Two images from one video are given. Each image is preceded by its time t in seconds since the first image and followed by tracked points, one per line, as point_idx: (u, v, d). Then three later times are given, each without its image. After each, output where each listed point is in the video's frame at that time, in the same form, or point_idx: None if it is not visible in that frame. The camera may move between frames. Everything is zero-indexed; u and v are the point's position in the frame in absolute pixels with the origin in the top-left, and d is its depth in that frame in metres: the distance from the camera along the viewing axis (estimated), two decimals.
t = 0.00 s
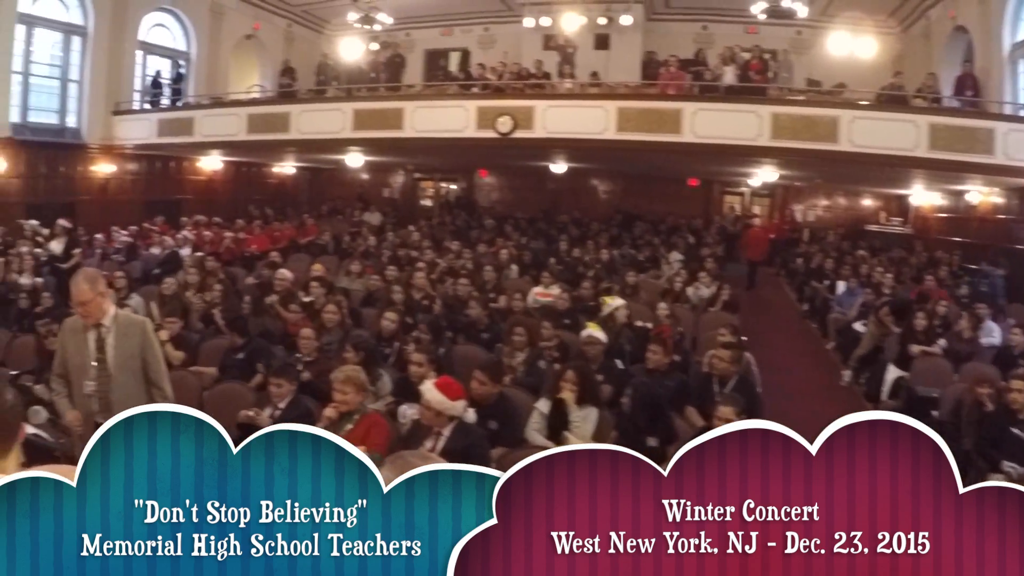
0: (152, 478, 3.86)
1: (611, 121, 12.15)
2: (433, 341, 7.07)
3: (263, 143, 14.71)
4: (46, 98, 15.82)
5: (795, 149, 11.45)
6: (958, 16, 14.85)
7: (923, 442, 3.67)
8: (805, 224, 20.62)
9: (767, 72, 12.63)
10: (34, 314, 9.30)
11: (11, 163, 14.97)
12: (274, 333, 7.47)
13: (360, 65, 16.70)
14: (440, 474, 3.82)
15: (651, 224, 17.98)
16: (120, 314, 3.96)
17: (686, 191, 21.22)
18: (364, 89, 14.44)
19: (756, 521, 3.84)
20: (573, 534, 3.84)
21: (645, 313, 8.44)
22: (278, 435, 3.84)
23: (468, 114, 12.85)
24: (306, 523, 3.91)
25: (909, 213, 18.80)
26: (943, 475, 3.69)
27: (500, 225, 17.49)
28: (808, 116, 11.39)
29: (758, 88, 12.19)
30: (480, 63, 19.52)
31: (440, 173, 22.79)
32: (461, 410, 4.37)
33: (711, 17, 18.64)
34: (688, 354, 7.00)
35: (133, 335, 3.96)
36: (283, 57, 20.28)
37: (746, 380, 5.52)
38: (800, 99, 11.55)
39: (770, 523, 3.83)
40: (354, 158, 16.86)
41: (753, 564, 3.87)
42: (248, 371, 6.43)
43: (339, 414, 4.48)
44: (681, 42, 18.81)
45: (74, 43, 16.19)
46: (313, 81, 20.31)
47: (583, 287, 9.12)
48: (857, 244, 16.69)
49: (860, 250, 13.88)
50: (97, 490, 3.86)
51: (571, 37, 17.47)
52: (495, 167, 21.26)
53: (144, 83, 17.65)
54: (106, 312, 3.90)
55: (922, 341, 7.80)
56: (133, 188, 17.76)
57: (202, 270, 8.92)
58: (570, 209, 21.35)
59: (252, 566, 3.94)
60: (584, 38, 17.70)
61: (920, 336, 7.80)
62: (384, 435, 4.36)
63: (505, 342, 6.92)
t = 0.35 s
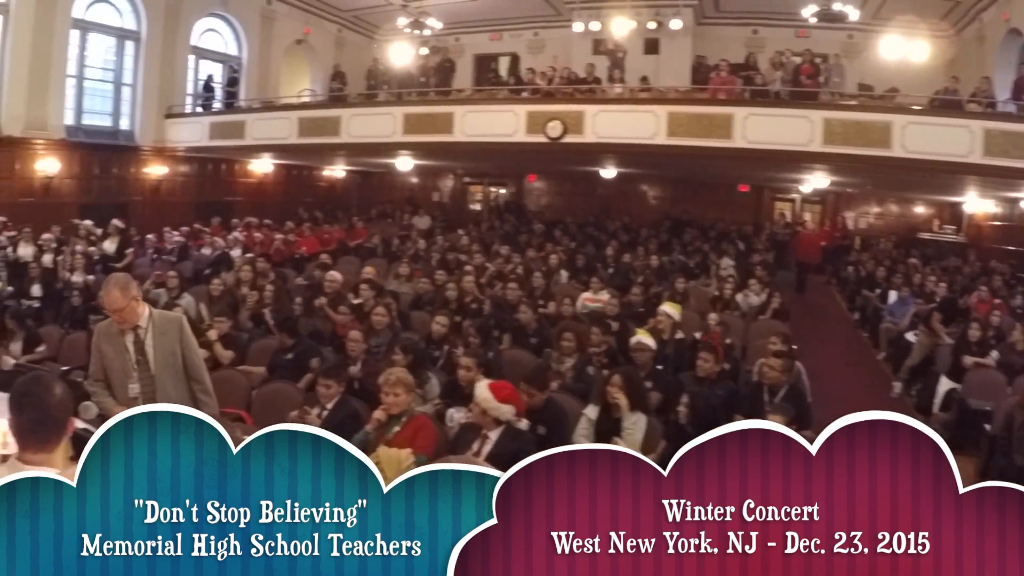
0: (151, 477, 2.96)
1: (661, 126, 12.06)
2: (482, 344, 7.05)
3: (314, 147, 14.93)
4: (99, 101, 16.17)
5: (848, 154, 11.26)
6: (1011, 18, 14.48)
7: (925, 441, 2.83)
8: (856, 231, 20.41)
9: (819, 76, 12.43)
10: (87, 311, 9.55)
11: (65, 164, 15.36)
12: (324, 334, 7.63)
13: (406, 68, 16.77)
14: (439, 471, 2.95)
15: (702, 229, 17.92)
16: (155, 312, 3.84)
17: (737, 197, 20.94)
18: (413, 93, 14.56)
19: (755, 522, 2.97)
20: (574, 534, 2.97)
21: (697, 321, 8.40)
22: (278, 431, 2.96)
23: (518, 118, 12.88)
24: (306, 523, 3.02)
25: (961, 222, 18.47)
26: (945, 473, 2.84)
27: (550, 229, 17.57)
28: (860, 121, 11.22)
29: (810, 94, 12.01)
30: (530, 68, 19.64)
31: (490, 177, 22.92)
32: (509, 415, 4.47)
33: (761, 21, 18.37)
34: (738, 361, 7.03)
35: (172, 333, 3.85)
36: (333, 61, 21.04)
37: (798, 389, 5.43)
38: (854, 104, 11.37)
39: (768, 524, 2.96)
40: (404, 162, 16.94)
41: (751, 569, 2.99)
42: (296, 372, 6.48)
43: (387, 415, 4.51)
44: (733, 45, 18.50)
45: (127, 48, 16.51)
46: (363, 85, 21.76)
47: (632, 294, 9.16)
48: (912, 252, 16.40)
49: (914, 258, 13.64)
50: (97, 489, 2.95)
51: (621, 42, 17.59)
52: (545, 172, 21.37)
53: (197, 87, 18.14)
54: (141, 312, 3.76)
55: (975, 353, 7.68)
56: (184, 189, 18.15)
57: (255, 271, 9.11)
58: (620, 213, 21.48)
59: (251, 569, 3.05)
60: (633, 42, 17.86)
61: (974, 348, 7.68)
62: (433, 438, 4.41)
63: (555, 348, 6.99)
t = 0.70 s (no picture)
0: (151, 477, 2.16)
1: (696, 126, 11.98)
2: (513, 344, 7.00)
3: (347, 147, 15.06)
4: (134, 102, 16.42)
5: (884, 155, 11.11)
6: None
7: (924, 440, 2.06)
8: (891, 233, 20.11)
9: (852, 75, 12.35)
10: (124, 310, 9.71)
11: (101, 164, 15.66)
12: (357, 334, 7.66)
13: (442, 69, 16.87)
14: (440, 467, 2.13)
15: (737, 230, 17.83)
16: (171, 313, 3.78)
17: (771, 199, 20.70)
18: (447, 94, 14.63)
19: (754, 522, 2.16)
20: (575, 533, 2.17)
21: (730, 324, 8.42)
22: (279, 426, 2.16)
23: (552, 119, 12.89)
24: (307, 523, 2.19)
25: (1000, 224, 18.14)
26: (944, 473, 2.06)
27: (584, 231, 17.59)
28: (896, 121, 11.06)
29: (843, 93, 11.97)
30: (563, 68, 19.62)
31: (524, 178, 23.14)
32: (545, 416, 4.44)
33: (796, 20, 18.17)
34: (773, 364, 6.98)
35: (189, 332, 3.79)
36: (367, 62, 21.12)
37: (831, 392, 5.41)
38: (890, 103, 11.20)
39: (767, 525, 2.16)
40: (438, 163, 17.00)
41: None
42: (326, 370, 6.55)
43: (419, 415, 4.56)
44: (767, 44, 18.34)
45: (162, 50, 16.72)
46: (397, 86, 21.84)
47: (667, 296, 9.10)
48: (948, 254, 16.21)
49: (951, 259, 13.48)
50: (98, 488, 2.15)
51: (655, 42, 17.55)
52: (579, 173, 21.48)
53: (232, 88, 18.41)
54: (158, 314, 3.69)
55: (1015, 357, 7.41)
56: (219, 189, 18.50)
57: (289, 270, 9.14)
58: (654, 215, 21.55)
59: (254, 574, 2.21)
60: (667, 42, 17.78)
61: (1013, 351, 7.41)
62: (463, 438, 4.42)
63: (588, 348, 6.93)
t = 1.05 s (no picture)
0: (150, 477, 2.14)
1: (711, 122, 11.95)
2: (525, 340, 7.04)
3: (362, 142, 15.09)
4: (151, 97, 16.52)
5: (899, 152, 11.03)
6: None
7: (927, 439, 2.05)
8: (907, 231, 19.96)
9: (866, 72, 12.31)
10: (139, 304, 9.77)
11: (117, 159, 15.75)
12: (370, 329, 7.71)
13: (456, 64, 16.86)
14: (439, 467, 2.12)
15: (752, 227, 17.74)
16: (183, 308, 3.74)
17: (786, 194, 20.71)
18: (462, 89, 14.64)
19: (755, 522, 2.15)
20: (574, 533, 2.15)
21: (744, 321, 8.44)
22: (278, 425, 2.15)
23: (566, 114, 12.88)
24: (306, 523, 2.18)
25: (1017, 222, 18.03)
26: (945, 473, 2.05)
27: (598, 227, 17.55)
28: (912, 118, 10.98)
29: (857, 89, 11.92)
30: (577, 64, 19.58)
31: (539, 173, 23.11)
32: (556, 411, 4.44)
33: (812, 16, 18.06)
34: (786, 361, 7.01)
35: (201, 328, 3.76)
36: (383, 57, 21.13)
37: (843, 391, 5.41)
38: (905, 100, 11.11)
39: (768, 525, 2.15)
40: (452, 159, 16.98)
41: None
42: (339, 365, 6.59)
43: (430, 408, 4.60)
44: (782, 40, 18.28)
45: (178, 45, 16.80)
46: (411, 81, 21.85)
47: (680, 292, 9.11)
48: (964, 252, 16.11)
49: (967, 258, 13.41)
50: (97, 488, 2.13)
51: (670, 38, 17.49)
52: (594, 169, 21.49)
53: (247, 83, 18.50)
54: (170, 307, 3.65)
55: None
56: (233, 184, 18.61)
57: (303, 265, 9.20)
58: (669, 211, 21.52)
59: None
60: (682, 38, 17.68)
61: None
62: (475, 432, 4.48)
63: (601, 344, 6.97)
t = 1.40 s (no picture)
0: (151, 477, 1.98)
1: (716, 113, 11.92)
2: (530, 330, 7.06)
3: (367, 133, 15.09)
4: (156, 89, 16.54)
5: (905, 144, 10.98)
6: None
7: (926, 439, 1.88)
8: (913, 223, 19.89)
9: (870, 63, 12.25)
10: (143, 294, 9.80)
11: (122, 151, 15.77)
12: (375, 320, 7.73)
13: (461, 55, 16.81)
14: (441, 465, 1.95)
15: (757, 218, 17.69)
16: (197, 300, 3.75)
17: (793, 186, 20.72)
18: (467, 80, 14.60)
19: (754, 523, 1.98)
20: (573, 533, 1.98)
21: (748, 312, 8.45)
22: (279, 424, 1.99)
23: (571, 105, 12.85)
24: (307, 523, 2.01)
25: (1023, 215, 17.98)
26: (944, 473, 1.88)
27: (604, 218, 17.52)
28: (918, 110, 10.91)
29: (862, 81, 11.89)
30: (583, 55, 19.50)
31: (545, 165, 23.10)
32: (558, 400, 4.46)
33: (818, 7, 17.96)
34: (790, 351, 7.01)
35: (216, 319, 3.79)
36: (388, 48, 21.09)
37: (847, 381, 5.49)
38: (911, 92, 11.05)
39: (767, 525, 1.97)
40: (458, 150, 16.96)
41: None
42: (344, 355, 6.61)
43: (434, 398, 4.65)
44: (788, 31, 18.21)
45: (183, 37, 16.81)
46: (417, 72, 21.80)
47: (685, 283, 9.11)
48: (970, 245, 16.07)
49: (972, 250, 13.38)
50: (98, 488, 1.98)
51: (677, 29, 17.43)
52: (600, 160, 21.49)
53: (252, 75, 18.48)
54: (186, 298, 3.66)
55: None
56: (239, 175, 18.66)
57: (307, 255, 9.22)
58: (675, 202, 21.53)
59: None
60: (688, 28, 17.56)
61: None
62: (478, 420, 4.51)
63: (605, 335, 6.98)
